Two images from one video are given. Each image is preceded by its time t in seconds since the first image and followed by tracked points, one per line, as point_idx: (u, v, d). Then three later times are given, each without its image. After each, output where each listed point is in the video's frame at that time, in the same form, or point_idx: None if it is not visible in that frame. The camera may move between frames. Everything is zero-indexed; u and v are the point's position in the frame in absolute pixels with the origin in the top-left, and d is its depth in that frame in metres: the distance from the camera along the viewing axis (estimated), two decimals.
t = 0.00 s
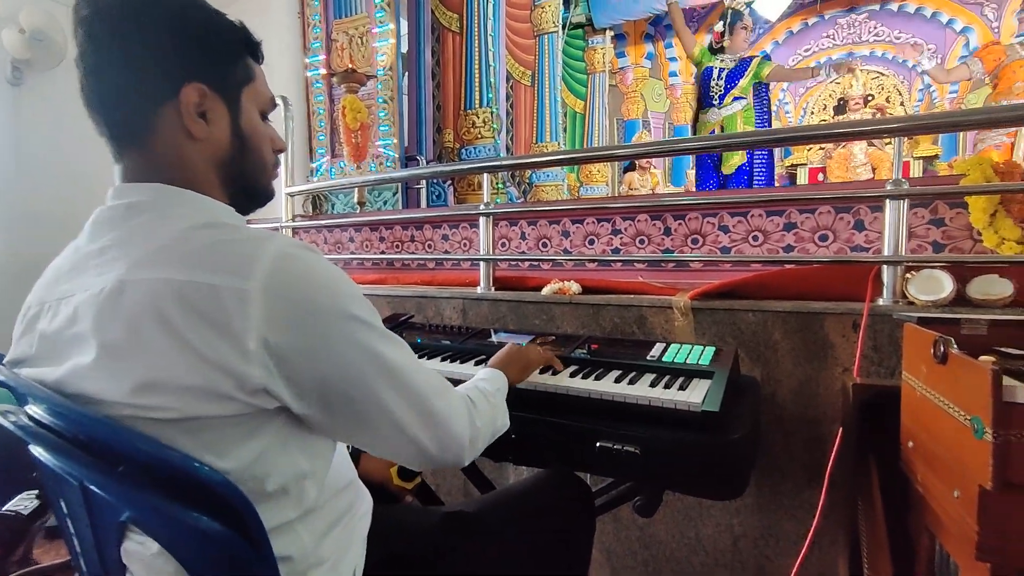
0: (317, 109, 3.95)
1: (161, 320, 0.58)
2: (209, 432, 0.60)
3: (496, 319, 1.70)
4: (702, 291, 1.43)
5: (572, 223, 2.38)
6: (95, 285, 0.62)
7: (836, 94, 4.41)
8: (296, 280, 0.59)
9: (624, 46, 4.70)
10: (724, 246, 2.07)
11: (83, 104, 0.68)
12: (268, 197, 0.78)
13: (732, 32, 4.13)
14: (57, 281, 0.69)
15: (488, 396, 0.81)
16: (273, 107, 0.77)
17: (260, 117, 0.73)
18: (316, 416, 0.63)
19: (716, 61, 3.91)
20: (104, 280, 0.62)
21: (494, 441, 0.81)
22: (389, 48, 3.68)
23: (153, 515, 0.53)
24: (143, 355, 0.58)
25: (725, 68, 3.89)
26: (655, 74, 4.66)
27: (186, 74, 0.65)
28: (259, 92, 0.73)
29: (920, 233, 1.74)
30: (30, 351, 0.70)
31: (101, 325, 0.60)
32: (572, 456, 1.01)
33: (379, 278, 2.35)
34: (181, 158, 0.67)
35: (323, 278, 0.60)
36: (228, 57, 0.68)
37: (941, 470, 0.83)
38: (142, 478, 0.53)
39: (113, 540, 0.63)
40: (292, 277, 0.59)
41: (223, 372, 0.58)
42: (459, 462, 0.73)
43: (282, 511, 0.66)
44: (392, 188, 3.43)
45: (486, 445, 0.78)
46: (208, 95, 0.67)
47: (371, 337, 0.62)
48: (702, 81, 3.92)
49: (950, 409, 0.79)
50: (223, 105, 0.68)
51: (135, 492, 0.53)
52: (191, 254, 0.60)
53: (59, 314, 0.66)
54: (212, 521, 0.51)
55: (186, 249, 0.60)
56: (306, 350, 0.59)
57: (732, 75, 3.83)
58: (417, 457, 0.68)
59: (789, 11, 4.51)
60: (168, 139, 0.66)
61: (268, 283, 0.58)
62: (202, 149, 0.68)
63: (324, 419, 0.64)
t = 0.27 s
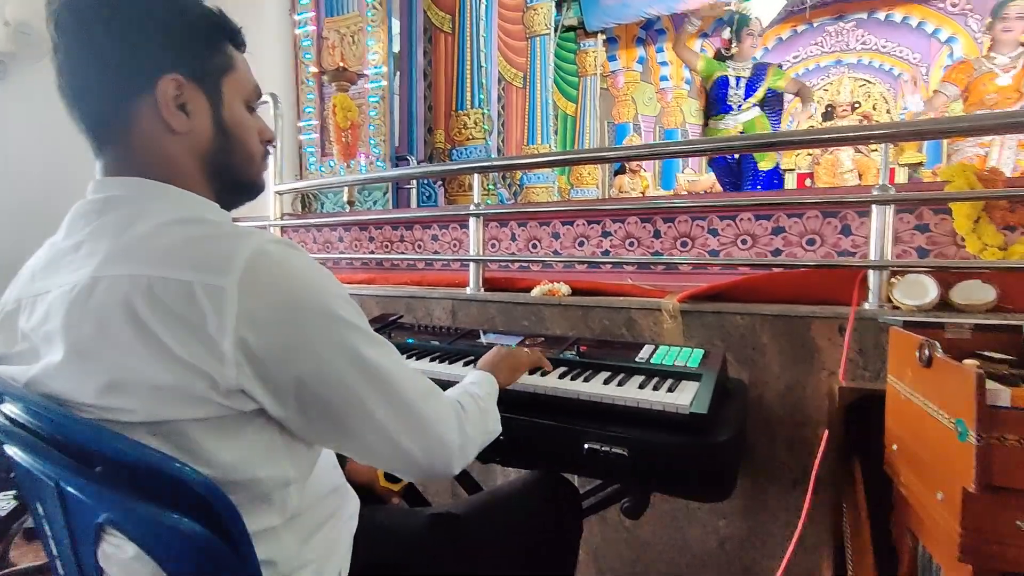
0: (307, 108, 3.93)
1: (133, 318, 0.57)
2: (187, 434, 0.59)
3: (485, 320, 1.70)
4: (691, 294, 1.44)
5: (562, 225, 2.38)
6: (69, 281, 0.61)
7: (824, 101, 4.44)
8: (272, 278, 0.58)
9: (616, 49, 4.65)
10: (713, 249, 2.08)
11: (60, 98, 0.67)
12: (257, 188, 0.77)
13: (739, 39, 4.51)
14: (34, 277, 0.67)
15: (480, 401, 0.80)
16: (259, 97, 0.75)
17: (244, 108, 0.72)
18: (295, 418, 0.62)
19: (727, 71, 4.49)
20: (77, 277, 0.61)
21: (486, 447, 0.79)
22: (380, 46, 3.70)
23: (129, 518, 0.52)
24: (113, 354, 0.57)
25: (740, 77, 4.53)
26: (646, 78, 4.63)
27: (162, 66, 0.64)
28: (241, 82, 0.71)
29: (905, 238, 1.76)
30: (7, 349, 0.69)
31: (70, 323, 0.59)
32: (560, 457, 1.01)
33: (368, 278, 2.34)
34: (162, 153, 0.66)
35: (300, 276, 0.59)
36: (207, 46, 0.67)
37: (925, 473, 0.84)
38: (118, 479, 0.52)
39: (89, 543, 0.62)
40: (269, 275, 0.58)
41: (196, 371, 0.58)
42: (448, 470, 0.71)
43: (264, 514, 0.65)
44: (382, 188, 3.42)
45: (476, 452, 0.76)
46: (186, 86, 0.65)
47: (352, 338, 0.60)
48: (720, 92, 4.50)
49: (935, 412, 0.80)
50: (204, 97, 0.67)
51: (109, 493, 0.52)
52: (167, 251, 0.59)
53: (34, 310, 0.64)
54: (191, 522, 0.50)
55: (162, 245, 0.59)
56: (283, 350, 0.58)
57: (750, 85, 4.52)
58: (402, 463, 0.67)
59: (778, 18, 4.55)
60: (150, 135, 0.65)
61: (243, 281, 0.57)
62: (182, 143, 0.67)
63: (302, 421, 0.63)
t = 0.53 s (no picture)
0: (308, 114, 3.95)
1: (138, 323, 0.58)
2: (189, 440, 0.60)
3: (484, 327, 1.70)
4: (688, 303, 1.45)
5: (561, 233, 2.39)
6: (74, 287, 0.62)
7: (823, 110, 4.45)
8: (273, 284, 0.58)
9: (615, 58, 4.76)
10: (711, 257, 2.09)
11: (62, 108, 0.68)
12: (259, 189, 0.78)
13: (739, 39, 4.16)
14: (40, 283, 0.68)
15: (484, 407, 0.80)
16: (256, 95, 0.76)
17: (243, 108, 0.73)
18: (298, 425, 0.63)
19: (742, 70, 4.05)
20: (82, 282, 0.61)
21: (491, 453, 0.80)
22: (382, 54, 3.60)
23: (131, 522, 0.53)
24: (116, 358, 0.58)
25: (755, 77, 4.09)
26: (645, 86, 4.73)
27: (162, 75, 0.65)
28: (238, 84, 0.72)
29: (902, 248, 1.76)
30: (14, 354, 0.69)
31: (75, 328, 0.60)
32: (558, 464, 1.01)
33: (368, 284, 2.35)
34: (166, 161, 0.67)
35: (301, 282, 0.59)
36: (203, 50, 0.68)
37: (921, 482, 0.85)
38: (121, 483, 0.53)
39: (92, 546, 0.62)
40: (269, 281, 0.59)
41: (199, 376, 0.58)
42: (451, 476, 0.71)
43: (264, 520, 0.66)
44: (383, 194, 3.43)
45: (481, 459, 0.76)
46: (186, 94, 0.66)
47: (354, 343, 0.61)
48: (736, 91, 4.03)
49: (931, 422, 0.81)
50: (204, 102, 0.68)
51: (109, 497, 0.52)
52: (169, 257, 0.60)
53: (41, 315, 0.65)
54: (191, 527, 0.51)
55: (165, 251, 0.60)
56: (285, 356, 0.59)
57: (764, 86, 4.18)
58: (405, 470, 0.67)
59: (776, 28, 4.56)
60: (154, 143, 0.66)
61: (244, 287, 0.58)
62: (186, 150, 0.68)
63: (305, 427, 0.63)
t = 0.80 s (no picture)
0: (317, 122, 3.99)
1: (155, 332, 0.59)
2: (202, 446, 0.61)
3: (492, 334, 1.71)
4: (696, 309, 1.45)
5: (569, 240, 2.39)
6: (93, 297, 0.63)
7: (831, 115, 4.48)
8: (286, 294, 0.59)
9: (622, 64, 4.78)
10: (719, 264, 2.09)
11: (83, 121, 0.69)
12: (270, 205, 0.79)
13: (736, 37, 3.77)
14: (60, 293, 0.70)
15: (492, 419, 0.80)
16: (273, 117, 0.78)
17: (260, 127, 0.74)
18: (308, 433, 0.63)
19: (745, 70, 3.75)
20: (101, 292, 0.63)
21: (499, 464, 0.80)
22: (391, 62, 3.65)
23: (145, 527, 0.54)
24: (133, 367, 0.59)
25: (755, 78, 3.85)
26: (652, 92, 4.76)
27: (187, 94, 0.66)
28: (256, 105, 0.74)
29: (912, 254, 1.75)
30: (33, 361, 0.71)
31: (94, 337, 0.61)
32: (565, 472, 1.02)
33: (376, 291, 2.37)
34: (183, 174, 0.69)
35: (314, 292, 0.60)
36: (228, 72, 0.69)
37: (933, 492, 0.84)
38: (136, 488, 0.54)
39: (107, 551, 0.63)
40: (283, 291, 0.59)
41: (215, 385, 0.59)
42: (458, 487, 0.72)
43: (275, 526, 0.66)
44: (391, 202, 3.45)
45: (488, 470, 0.77)
46: (209, 113, 0.68)
47: (365, 354, 0.62)
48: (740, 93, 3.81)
49: (941, 431, 0.80)
50: (225, 120, 0.69)
51: (124, 502, 0.53)
52: (184, 267, 0.61)
53: (60, 325, 0.66)
54: (204, 534, 0.51)
55: (180, 261, 0.61)
56: (295, 364, 0.59)
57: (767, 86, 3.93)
58: (413, 479, 0.67)
59: (784, 33, 4.59)
60: (171, 156, 0.68)
61: (258, 297, 0.59)
62: (204, 165, 0.69)
63: (314, 436, 0.64)
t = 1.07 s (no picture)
0: (324, 129, 4.02)
1: (163, 342, 0.60)
2: (208, 456, 0.61)
3: (497, 340, 1.71)
4: (702, 316, 1.44)
5: (574, 246, 2.39)
6: (102, 308, 0.64)
7: (837, 119, 4.44)
8: (291, 304, 0.60)
9: (628, 70, 4.77)
10: (725, 270, 2.09)
11: (92, 134, 0.70)
12: (274, 213, 0.80)
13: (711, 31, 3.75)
14: (71, 303, 0.70)
15: (497, 428, 0.80)
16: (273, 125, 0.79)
17: (262, 135, 0.76)
18: (313, 442, 0.64)
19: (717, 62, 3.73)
20: (110, 303, 0.63)
21: (506, 472, 0.80)
22: (397, 70, 3.75)
23: (153, 536, 0.54)
24: (142, 377, 0.60)
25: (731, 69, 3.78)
26: (657, 98, 4.75)
27: (193, 104, 0.67)
28: (258, 113, 0.75)
29: (920, 260, 1.75)
30: (44, 371, 0.71)
31: (105, 347, 0.62)
32: (571, 480, 1.01)
33: (382, 298, 2.38)
34: (191, 185, 0.69)
35: (318, 301, 0.60)
36: (230, 81, 0.71)
37: (943, 503, 0.83)
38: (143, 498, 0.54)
39: (115, 559, 0.64)
40: (288, 300, 0.60)
41: (220, 395, 0.60)
42: (466, 495, 0.72)
43: (280, 536, 0.66)
44: (397, 208, 3.47)
45: (495, 478, 0.77)
46: (215, 122, 0.69)
47: (370, 363, 0.62)
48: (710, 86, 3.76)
49: (952, 441, 0.79)
50: (230, 129, 0.70)
51: (131, 510, 0.54)
52: (191, 277, 0.62)
53: (70, 334, 0.67)
54: (210, 543, 0.52)
55: (188, 272, 0.62)
56: (301, 373, 0.60)
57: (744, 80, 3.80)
58: (420, 488, 0.67)
59: (790, 38, 4.56)
60: (180, 168, 0.69)
61: (263, 307, 0.59)
62: (212, 175, 0.70)
63: (321, 445, 0.64)
